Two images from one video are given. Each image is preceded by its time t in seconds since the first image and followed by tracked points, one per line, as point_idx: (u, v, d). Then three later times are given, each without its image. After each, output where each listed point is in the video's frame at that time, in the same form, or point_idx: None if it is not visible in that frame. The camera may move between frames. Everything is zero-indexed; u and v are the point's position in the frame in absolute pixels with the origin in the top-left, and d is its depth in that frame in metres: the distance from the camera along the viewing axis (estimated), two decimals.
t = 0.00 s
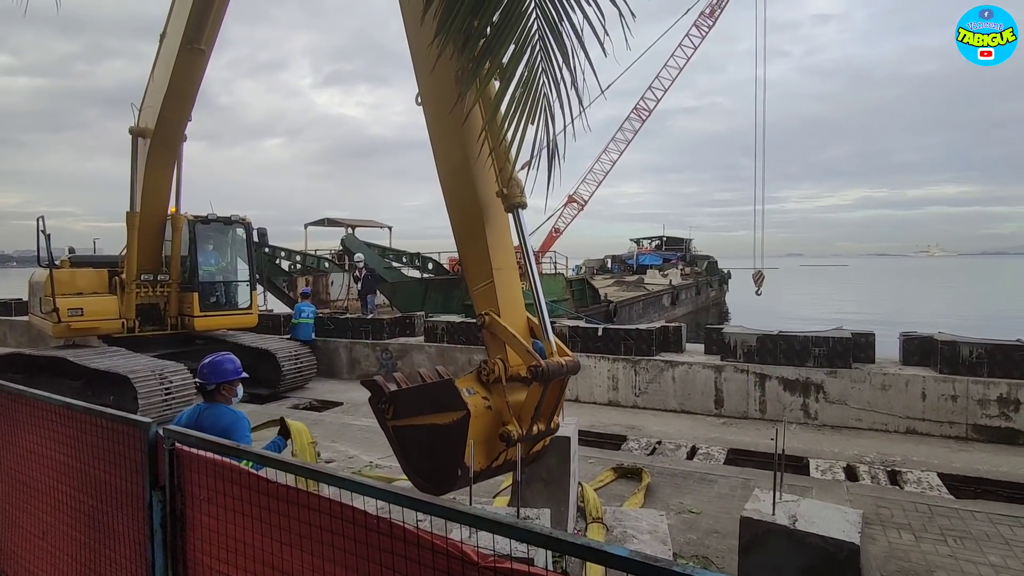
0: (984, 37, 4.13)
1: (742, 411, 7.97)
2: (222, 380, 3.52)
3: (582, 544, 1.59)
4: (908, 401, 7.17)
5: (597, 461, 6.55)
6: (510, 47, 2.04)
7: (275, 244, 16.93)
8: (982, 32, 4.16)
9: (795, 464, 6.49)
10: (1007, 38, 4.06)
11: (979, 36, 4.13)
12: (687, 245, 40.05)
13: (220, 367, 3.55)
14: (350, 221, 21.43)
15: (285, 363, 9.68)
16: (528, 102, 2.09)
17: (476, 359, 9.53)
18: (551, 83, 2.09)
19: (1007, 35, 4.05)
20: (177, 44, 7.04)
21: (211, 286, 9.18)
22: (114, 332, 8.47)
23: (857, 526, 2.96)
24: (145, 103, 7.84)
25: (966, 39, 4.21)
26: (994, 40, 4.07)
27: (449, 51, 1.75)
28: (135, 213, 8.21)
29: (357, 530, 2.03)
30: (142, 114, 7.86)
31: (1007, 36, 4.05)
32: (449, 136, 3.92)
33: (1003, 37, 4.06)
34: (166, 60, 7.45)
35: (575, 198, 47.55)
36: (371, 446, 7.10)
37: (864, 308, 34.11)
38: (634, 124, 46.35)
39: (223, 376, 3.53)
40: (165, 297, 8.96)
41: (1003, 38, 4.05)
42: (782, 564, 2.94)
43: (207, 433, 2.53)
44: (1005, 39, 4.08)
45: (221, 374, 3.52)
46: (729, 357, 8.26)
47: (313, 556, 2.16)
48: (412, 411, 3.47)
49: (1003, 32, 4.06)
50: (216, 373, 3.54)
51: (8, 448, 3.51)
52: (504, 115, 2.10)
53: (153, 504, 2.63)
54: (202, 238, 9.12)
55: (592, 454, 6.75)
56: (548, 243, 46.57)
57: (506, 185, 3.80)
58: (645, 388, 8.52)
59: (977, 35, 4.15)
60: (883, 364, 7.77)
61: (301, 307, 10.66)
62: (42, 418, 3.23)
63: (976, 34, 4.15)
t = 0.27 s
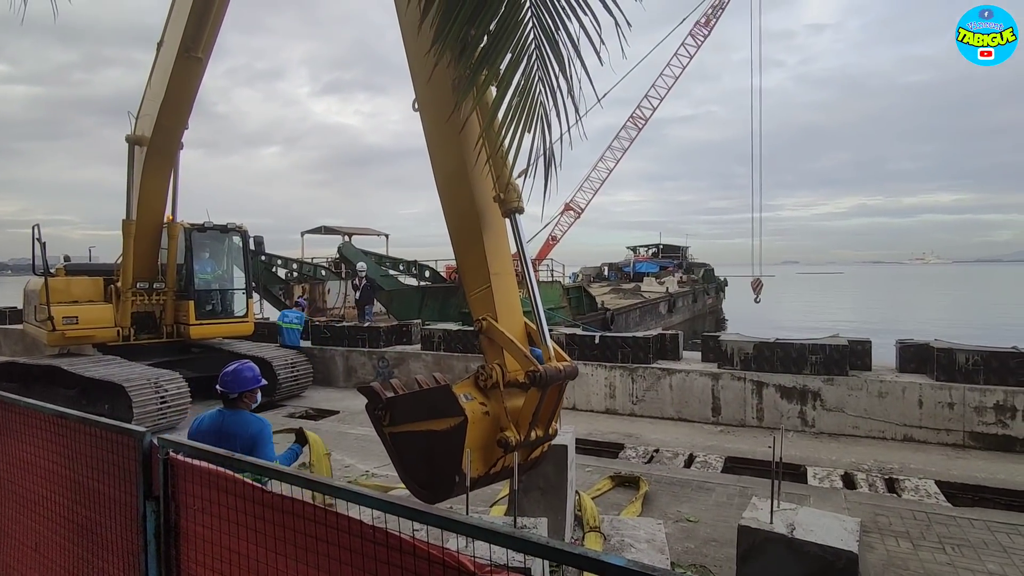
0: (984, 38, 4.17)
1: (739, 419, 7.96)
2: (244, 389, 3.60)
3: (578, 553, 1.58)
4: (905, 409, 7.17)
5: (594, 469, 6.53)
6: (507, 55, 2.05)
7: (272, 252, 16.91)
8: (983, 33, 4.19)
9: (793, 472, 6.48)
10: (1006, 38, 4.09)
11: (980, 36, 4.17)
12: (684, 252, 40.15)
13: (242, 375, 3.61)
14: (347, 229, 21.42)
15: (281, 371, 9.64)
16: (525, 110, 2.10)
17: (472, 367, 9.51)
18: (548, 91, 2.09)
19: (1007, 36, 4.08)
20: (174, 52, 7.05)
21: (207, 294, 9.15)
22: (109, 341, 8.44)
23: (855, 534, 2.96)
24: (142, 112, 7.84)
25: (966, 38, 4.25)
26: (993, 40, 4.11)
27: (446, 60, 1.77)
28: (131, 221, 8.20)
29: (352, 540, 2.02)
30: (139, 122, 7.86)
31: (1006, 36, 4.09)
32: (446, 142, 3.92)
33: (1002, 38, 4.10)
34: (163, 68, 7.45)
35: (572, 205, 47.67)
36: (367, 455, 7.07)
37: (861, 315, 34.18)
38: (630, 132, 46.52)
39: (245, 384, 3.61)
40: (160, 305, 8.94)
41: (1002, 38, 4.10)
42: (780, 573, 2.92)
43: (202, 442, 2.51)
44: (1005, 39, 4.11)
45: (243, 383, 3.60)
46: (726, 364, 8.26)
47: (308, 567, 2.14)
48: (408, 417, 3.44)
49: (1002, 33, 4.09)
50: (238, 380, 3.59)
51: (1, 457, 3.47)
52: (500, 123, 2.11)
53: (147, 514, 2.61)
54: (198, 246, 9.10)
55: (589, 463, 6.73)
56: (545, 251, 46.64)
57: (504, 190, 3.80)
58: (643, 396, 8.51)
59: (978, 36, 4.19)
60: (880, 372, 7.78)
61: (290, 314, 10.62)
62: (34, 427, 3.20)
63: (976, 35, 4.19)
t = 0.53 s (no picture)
0: (985, 36, 4.22)
1: (736, 428, 7.94)
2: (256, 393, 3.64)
3: (573, 566, 1.56)
4: (902, 418, 7.17)
5: (591, 479, 6.50)
6: (502, 65, 2.06)
7: (269, 261, 16.91)
8: (983, 32, 4.24)
9: (790, 481, 6.46)
10: (1007, 38, 4.13)
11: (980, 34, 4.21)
12: (681, 262, 40.23)
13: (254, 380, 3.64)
14: (344, 238, 21.43)
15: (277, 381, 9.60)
16: (520, 120, 2.11)
17: (469, 376, 9.48)
18: (543, 101, 2.10)
19: (1006, 35, 4.12)
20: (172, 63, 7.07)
21: (203, 303, 9.11)
22: (104, 350, 8.41)
23: (852, 545, 2.95)
24: (140, 122, 7.85)
25: (966, 38, 4.28)
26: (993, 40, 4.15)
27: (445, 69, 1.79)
28: (128, 231, 8.20)
29: (346, 551, 2.00)
30: (137, 132, 7.87)
31: (1007, 35, 4.13)
32: (446, 151, 3.93)
33: (1003, 38, 4.13)
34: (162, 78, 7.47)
35: (569, 215, 47.77)
36: (363, 466, 7.03)
37: (858, 324, 34.22)
38: (627, 142, 46.73)
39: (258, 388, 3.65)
40: (156, 315, 8.91)
41: (1002, 38, 4.13)
42: None
43: (196, 453, 2.50)
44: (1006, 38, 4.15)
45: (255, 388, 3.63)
46: (723, 374, 8.26)
47: None
48: (409, 428, 3.48)
49: (1003, 32, 4.13)
50: (252, 383, 3.62)
51: None
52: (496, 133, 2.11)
53: (140, 526, 2.59)
54: (195, 256, 9.09)
55: (586, 473, 6.70)
56: (542, 260, 46.68)
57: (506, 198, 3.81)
58: (640, 405, 8.49)
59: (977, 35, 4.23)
60: (877, 381, 7.78)
61: (273, 325, 10.48)
62: (27, 437, 3.18)
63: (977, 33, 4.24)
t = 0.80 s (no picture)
0: (984, 36, 4.25)
1: (733, 439, 7.92)
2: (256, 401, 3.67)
3: None
4: (899, 429, 7.16)
5: (588, 491, 6.47)
6: (498, 77, 2.07)
7: (265, 271, 16.89)
8: (981, 32, 4.28)
9: (787, 493, 6.43)
10: (1006, 38, 4.16)
11: (978, 34, 4.25)
12: (678, 272, 40.30)
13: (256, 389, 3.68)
14: (341, 248, 21.42)
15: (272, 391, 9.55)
16: (516, 132, 2.11)
17: (465, 387, 9.46)
18: (539, 113, 2.11)
19: (1006, 35, 4.16)
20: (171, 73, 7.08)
21: (198, 313, 9.08)
22: (98, 360, 8.36)
23: (849, 558, 2.93)
24: (137, 131, 7.85)
25: (966, 38, 4.31)
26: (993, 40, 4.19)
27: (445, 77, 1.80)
28: (124, 240, 8.17)
29: (339, 564, 1.98)
30: (134, 142, 7.87)
31: (1006, 36, 4.16)
32: (448, 157, 3.93)
33: (1002, 38, 4.17)
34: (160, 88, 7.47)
35: (566, 225, 47.88)
36: (358, 477, 6.98)
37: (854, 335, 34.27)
38: (624, 153, 46.96)
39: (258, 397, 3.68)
40: (151, 324, 8.88)
41: (1002, 38, 4.16)
42: None
43: (188, 465, 2.48)
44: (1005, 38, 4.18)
45: (255, 396, 3.66)
46: (720, 385, 8.24)
47: None
48: (414, 436, 3.42)
49: (1003, 32, 4.17)
50: (252, 391, 3.68)
51: None
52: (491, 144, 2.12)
53: (131, 539, 2.57)
54: (191, 265, 9.07)
55: (583, 484, 6.67)
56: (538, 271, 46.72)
57: (511, 203, 3.86)
58: (637, 416, 8.47)
59: (976, 35, 4.27)
60: (873, 392, 7.77)
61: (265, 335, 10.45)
62: (18, 449, 3.15)
63: (975, 33, 4.28)
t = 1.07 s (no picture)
0: (984, 36, 4.30)
1: (729, 450, 7.91)
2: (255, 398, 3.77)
3: None
4: (895, 440, 7.16)
5: (584, 503, 6.44)
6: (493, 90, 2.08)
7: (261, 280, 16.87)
8: (982, 32, 4.32)
9: (783, 505, 6.42)
10: (1006, 38, 4.21)
11: (978, 34, 4.29)
12: (674, 283, 40.38)
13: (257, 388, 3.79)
14: (337, 258, 21.41)
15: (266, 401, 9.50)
16: (511, 145, 2.12)
17: (461, 398, 9.43)
18: (533, 126, 2.12)
19: (1006, 35, 4.20)
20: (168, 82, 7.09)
21: (193, 322, 9.05)
22: (91, 369, 8.32)
23: (844, 571, 2.93)
24: (134, 140, 7.85)
25: (966, 38, 4.36)
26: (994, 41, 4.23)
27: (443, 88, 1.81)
28: (119, 249, 8.14)
29: None
30: (131, 151, 7.87)
31: (1006, 36, 4.20)
32: (449, 171, 3.94)
33: (1003, 38, 4.21)
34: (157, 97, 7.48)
35: (563, 236, 47.98)
36: (353, 488, 6.94)
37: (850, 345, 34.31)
38: (620, 164, 47.18)
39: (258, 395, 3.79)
40: (145, 334, 8.84)
41: (1002, 38, 4.20)
42: None
43: (180, 477, 2.46)
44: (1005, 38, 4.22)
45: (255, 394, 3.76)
46: (715, 396, 8.24)
47: None
48: (413, 452, 3.57)
49: (1003, 32, 4.21)
50: (253, 391, 3.77)
51: None
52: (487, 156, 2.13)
53: (122, 552, 2.55)
54: (186, 274, 9.05)
55: (578, 496, 6.65)
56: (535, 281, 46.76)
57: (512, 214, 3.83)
58: (633, 427, 8.45)
59: (977, 34, 4.32)
60: (868, 403, 7.78)
61: (261, 345, 10.39)
62: (8, 459, 3.12)
63: (976, 33, 4.32)
